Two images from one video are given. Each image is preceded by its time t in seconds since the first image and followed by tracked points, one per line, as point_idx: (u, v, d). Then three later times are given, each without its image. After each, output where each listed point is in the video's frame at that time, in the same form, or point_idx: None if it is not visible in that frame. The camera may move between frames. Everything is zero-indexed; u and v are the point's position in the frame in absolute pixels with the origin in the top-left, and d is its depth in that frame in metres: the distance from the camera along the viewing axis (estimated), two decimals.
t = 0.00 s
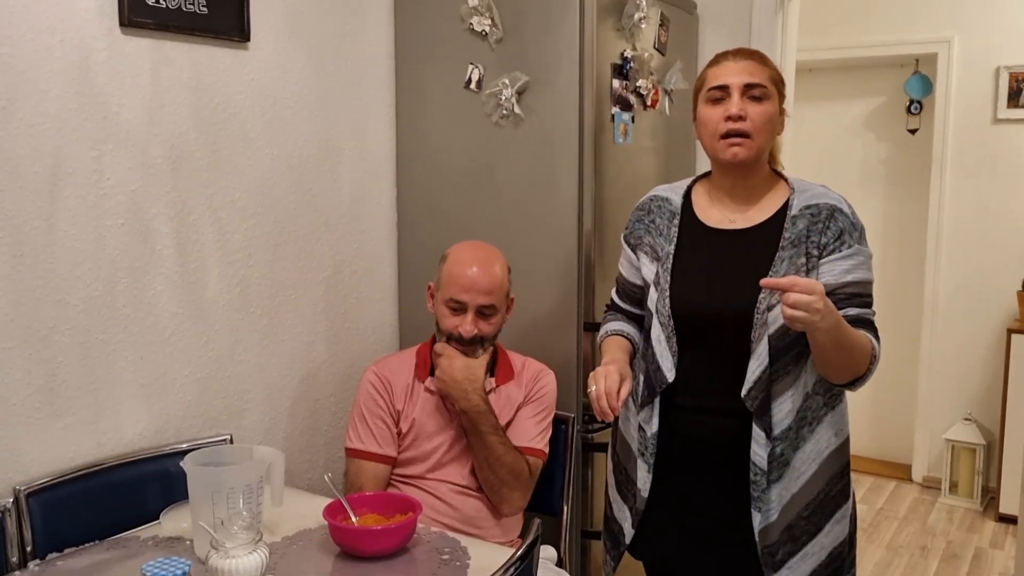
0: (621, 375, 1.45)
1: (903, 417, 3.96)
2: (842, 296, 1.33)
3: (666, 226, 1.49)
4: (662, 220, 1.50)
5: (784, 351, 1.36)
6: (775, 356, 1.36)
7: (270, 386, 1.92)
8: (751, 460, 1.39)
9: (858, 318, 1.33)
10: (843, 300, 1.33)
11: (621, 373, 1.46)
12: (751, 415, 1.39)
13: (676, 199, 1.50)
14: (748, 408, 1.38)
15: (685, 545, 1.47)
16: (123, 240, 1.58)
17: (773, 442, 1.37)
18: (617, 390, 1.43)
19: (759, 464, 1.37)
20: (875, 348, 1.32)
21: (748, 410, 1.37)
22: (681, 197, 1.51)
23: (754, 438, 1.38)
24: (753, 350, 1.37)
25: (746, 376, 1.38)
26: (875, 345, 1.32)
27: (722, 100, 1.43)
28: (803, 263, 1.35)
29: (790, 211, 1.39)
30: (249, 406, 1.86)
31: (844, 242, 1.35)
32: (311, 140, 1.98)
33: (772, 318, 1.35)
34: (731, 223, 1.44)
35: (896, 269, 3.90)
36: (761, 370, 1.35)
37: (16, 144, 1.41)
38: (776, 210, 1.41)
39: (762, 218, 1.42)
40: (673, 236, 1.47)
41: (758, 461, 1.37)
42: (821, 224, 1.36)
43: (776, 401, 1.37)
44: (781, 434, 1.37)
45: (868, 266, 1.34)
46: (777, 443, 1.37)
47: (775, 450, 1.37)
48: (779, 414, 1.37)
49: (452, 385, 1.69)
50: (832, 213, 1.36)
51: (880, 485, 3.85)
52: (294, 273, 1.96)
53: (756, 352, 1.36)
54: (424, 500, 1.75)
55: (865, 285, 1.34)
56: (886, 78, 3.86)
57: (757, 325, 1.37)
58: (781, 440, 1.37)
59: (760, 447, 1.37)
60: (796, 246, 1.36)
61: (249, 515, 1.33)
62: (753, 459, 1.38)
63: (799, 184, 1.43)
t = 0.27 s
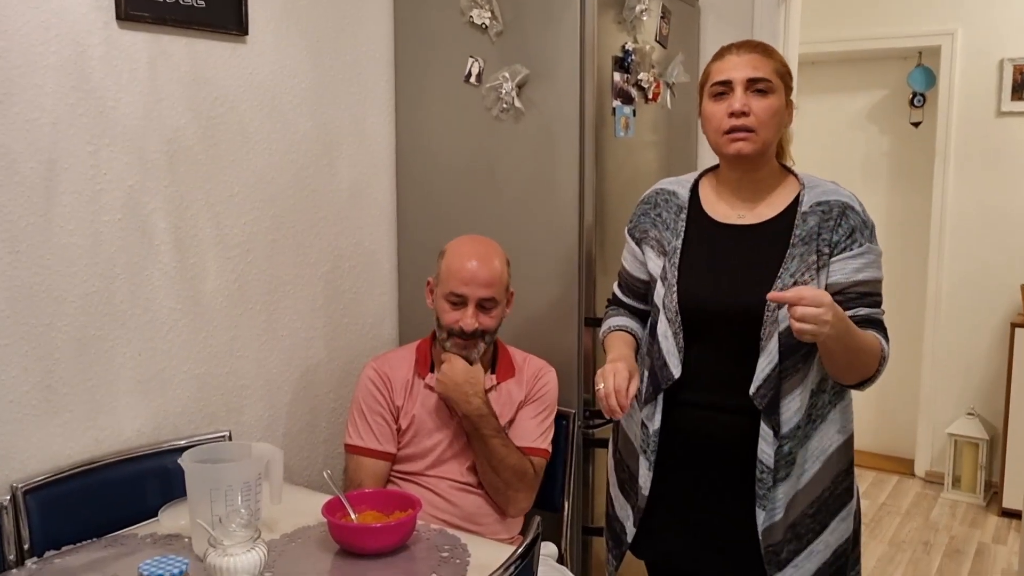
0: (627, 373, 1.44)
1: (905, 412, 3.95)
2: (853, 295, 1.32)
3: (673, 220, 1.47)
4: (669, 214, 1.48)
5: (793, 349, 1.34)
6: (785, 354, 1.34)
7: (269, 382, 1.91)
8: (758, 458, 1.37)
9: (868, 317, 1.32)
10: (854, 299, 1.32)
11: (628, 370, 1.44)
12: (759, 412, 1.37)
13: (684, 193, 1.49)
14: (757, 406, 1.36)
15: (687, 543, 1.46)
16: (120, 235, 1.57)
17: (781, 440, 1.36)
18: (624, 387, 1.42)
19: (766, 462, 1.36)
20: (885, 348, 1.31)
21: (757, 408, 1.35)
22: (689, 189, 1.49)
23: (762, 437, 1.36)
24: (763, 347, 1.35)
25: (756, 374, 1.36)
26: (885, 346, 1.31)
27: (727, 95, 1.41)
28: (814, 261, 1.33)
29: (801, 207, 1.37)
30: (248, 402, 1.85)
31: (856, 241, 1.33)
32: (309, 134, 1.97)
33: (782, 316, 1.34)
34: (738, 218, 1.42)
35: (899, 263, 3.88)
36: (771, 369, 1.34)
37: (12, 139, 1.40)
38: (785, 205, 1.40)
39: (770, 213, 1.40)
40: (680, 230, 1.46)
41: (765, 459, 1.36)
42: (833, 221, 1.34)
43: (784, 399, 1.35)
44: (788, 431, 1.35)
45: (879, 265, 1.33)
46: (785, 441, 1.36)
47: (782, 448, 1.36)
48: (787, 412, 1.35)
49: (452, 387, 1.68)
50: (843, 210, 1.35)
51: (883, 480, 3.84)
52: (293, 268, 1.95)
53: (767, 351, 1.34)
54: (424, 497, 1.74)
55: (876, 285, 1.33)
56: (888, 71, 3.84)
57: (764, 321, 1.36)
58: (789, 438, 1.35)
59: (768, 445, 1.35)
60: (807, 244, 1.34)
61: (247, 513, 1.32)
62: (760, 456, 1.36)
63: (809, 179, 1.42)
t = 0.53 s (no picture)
0: (627, 365, 1.43)
1: (903, 406, 3.95)
2: (854, 292, 1.32)
3: (674, 213, 1.47)
4: (670, 207, 1.47)
5: (793, 344, 1.34)
6: (785, 349, 1.34)
7: (266, 377, 1.90)
8: (758, 454, 1.36)
9: (869, 314, 1.32)
10: (856, 296, 1.32)
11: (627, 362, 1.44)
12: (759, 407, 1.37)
13: (685, 186, 1.48)
14: (757, 401, 1.36)
15: (684, 538, 1.46)
16: (115, 230, 1.56)
17: (781, 436, 1.35)
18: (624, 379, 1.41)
19: (765, 457, 1.35)
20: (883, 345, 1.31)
21: (757, 402, 1.35)
22: (690, 183, 1.48)
23: (762, 432, 1.35)
24: (763, 342, 1.35)
25: (756, 369, 1.36)
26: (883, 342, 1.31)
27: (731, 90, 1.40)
28: (815, 257, 1.33)
29: (803, 202, 1.36)
30: (244, 397, 1.85)
31: (858, 237, 1.33)
32: (305, 128, 1.96)
33: (783, 311, 1.33)
34: (739, 214, 1.42)
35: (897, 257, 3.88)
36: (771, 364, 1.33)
37: (5, 133, 1.39)
38: (787, 201, 1.40)
39: (772, 209, 1.40)
40: (681, 223, 1.45)
41: (764, 455, 1.35)
42: (835, 217, 1.34)
43: (784, 394, 1.35)
44: (788, 427, 1.35)
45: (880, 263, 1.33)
46: (785, 436, 1.35)
47: (781, 444, 1.35)
48: (786, 407, 1.35)
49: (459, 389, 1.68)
50: (845, 206, 1.35)
51: (881, 474, 3.84)
52: (289, 263, 1.94)
53: (767, 346, 1.34)
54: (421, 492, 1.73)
55: (877, 282, 1.33)
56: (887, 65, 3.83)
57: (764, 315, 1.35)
58: (788, 434, 1.35)
59: (768, 440, 1.35)
60: (808, 239, 1.34)
61: (243, 508, 1.32)
62: (759, 451, 1.36)
63: (810, 174, 1.41)
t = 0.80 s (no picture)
0: (623, 360, 1.43)
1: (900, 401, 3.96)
2: (851, 288, 1.33)
3: (672, 209, 1.46)
4: (668, 203, 1.47)
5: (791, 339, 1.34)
6: (782, 344, 1.34)
7: (263, 373, 1.90)
8: (755, 449, 1.36)
9: (866, 311, 1.33)
10: (852, 292, 1.33)
11: (623, 357, 1.44)
12: (756, 402, 1.37)
13: (683, 181, 1.48)
14: (756, 395, 1.36)
15: (682, 533, 1.46)
16: (111, 225, 1.56)
17: (778, 431, 1.35)
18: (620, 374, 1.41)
19: (762, 453, 1.35)
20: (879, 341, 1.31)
21: (754, 397, 1.35)
22: (688, 179, 1.48)
23: (760, 426, 1.36)
24: (760, 337, 1.35)
25: (754, 363, 1.36)
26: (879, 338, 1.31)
27: (731, 86, 1.40)
28: (813, 252, 1.33)
29: (801, 196, 1.36)
30: (242, 393, 1.85)
31: (856, 233, 1.33)
32: (302, 123, 1.95)
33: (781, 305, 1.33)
34: (737, 209, 1.42)
35: (894, 252, 3.88)
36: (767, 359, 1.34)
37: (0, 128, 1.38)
38: (785, 197, 1.40)
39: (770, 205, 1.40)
40: (678, 219, 1.45)
41: (762, 450, 1.35)
42: (833, 212, 1.34)
43: (782, 389, 1.35)
44: (785, 422, 1.35)
45: (877, 259, 1.34)
46: (783, 432, 1.35)
47: (779, 439, 1.35)
48: (784, 402, 1.35)
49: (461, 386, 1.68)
50: (843, 201, 1.35)
51: (877, 469, 3.85)
52: (286, 258, 1.93)
53: (764, 341, 1.34)
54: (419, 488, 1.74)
55: (875, 278, 1.33)
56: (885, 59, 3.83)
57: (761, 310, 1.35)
58: (786, 429, 1.35)
59: (766, 435, 1.35)
60: (806, 234, 1.34)
61: (241, 504, 1.32)
62: (757, 446, 1.36)
63: (809, 170, 1.41)
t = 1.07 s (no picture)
0: (623, 349, 1.43)
1: (898, 395, 3.96)
2: (847, 268, 1.29)
3: (673, 196, 1.46)
4: (669, 190, 1.47)
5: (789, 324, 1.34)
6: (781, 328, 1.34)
7: (262, 367, 1.90)
8: (755, 432, 1.36)
9: (863, 289, 1.28)
10: (848, 271, 1.29)
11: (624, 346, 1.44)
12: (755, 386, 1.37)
13: (684, 169, 1.49)
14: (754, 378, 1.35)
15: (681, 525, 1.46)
16: (110, 219, 1.55)
17: (776, 415, 1.35)
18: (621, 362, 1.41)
19: (761, 436, 1.35)
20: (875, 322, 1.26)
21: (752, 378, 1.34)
22: (689, 168, 1.48)
23: (757, 409, 1.35)
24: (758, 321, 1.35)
25: (752, 346, 1.36)
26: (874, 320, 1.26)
27: (736, 72, 1.40)
28: (811, 234, 1.33)
29: (801, 182, 1.37)
30: (241, 387, 1.84)
31: (853, 215, 1.32)
32: (301, 117, 1.94)
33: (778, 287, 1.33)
34: (741, 195, 1.41)
35: (893, 246, 3.88)
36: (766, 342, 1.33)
37: None
38: (788, 183, 1.39)
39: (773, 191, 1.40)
40: (680, 206, 1.45)
41: (760, 434, 1.35)
42: (831, 195, 1.33)
43: (782, 373, 1.35)
44: (784, 406, 1.34)
45: (876, 242, 1.31)
46: (781, 416, 1.35)
47: (777, 423, 1.35)
48: (784, 386, 1.34)
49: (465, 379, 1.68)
50: (842, 185, 1.34)
51: (875, 462, 3.85)
52: (285, 252, 1.93)
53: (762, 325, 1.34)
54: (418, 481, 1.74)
55: (872, 260, 1.30)
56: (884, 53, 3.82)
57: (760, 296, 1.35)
58: (784, 413, 1.34)
59: (764, 419, 1.35)
60: (804, 217, 1.34)
61: (240, 498, 1.31)
62: (755, 429, 1.35)
63: (810, 159, 1.41)
